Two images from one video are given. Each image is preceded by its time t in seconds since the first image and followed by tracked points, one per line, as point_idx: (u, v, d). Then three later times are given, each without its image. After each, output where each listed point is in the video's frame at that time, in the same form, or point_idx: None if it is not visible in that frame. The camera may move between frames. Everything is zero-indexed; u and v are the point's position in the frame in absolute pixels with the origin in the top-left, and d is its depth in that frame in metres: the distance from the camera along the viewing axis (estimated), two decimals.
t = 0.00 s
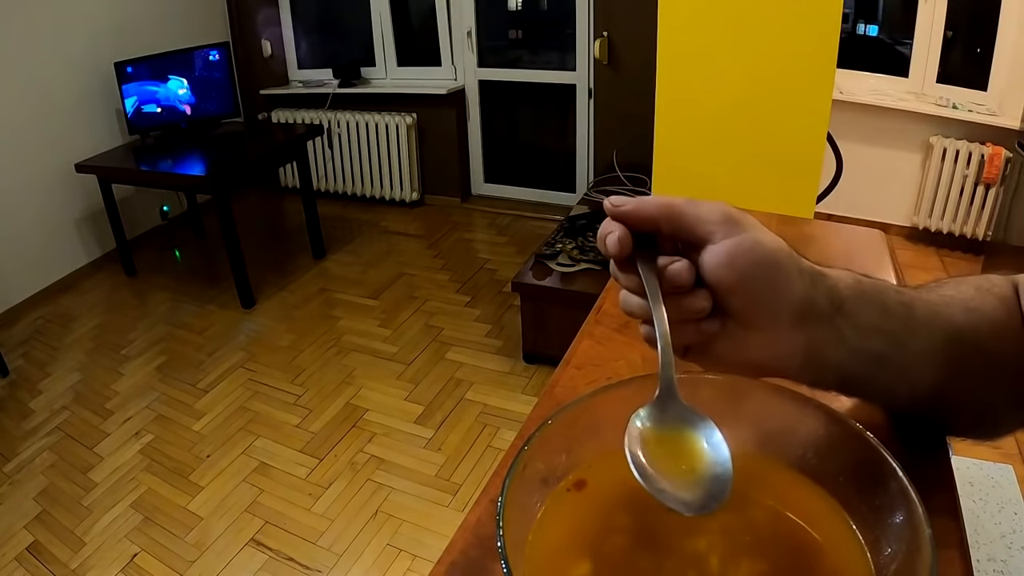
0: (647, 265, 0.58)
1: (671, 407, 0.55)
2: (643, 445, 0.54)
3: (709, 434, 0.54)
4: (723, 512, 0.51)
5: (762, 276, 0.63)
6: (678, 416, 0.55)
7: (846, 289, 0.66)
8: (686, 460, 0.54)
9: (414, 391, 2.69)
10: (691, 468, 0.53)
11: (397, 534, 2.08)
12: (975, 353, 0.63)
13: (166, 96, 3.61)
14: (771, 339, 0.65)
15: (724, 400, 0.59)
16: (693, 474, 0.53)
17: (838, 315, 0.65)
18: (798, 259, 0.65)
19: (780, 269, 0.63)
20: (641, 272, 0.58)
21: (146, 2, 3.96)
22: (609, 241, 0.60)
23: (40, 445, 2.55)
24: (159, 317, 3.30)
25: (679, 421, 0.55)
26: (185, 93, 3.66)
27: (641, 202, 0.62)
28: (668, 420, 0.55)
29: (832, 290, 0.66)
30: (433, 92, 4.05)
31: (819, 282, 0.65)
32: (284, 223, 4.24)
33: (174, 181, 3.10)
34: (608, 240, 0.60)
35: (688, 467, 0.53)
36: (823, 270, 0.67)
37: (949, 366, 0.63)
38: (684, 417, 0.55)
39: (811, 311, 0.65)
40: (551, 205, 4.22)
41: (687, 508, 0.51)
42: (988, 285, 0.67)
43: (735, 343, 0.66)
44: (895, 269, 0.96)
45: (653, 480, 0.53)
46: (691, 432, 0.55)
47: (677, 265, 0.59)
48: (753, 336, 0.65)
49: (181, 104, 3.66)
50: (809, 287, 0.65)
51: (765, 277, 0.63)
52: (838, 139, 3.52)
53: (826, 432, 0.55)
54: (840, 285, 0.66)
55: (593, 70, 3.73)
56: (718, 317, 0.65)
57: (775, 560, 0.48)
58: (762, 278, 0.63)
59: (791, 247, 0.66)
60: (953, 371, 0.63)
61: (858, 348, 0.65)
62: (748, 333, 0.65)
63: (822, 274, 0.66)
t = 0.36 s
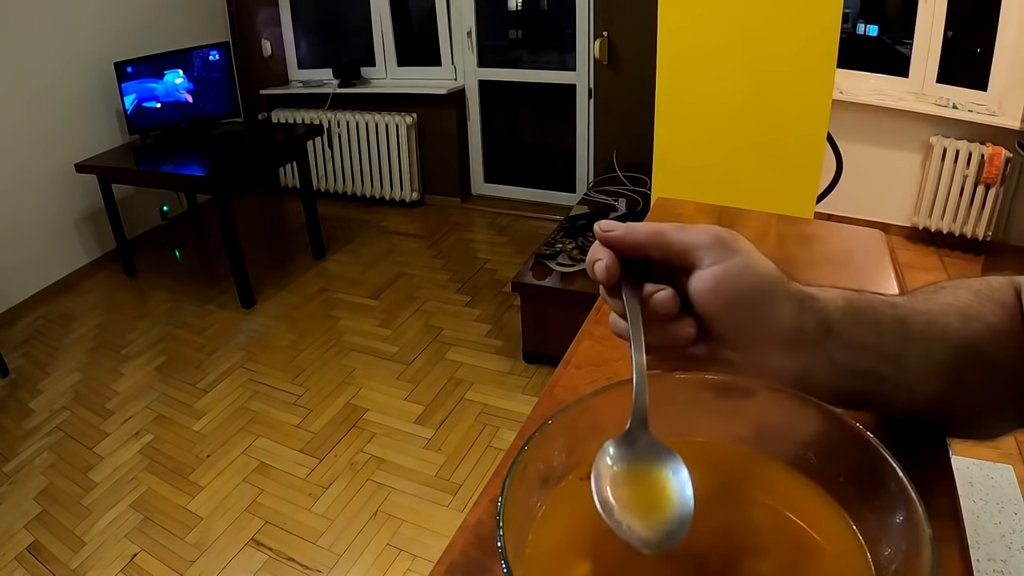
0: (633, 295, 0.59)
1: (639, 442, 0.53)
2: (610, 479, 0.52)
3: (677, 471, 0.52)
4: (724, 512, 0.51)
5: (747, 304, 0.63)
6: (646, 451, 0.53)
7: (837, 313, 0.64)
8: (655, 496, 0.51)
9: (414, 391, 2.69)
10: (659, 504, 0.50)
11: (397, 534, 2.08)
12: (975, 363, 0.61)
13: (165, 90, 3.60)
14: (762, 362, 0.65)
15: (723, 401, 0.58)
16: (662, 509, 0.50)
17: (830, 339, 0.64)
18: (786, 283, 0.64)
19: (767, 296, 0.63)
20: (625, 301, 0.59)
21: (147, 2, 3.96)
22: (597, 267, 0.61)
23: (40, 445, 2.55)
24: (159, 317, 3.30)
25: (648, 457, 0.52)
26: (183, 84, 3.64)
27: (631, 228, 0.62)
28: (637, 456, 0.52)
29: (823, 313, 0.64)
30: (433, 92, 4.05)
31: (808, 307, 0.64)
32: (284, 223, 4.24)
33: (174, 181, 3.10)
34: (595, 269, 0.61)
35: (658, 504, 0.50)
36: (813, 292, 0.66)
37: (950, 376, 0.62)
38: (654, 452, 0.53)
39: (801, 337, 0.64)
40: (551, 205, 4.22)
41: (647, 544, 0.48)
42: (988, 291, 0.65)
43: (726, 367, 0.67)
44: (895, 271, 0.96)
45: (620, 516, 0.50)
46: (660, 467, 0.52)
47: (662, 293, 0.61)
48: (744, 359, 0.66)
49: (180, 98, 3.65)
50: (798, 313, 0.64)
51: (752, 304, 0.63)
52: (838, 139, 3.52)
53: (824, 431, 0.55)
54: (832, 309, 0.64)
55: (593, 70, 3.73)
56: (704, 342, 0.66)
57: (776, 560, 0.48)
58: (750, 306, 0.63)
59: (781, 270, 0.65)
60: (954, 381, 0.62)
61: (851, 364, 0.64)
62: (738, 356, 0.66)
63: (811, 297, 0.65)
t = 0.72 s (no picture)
0: (637, 295, 0.58)
1: (633, 452, 0.52)
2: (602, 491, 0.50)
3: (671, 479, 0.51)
4: (724, 510, 0.51)
5: (752, 308, 0.62)
6: (639, 461, 0.51)
7: (843, 316, 0.64)
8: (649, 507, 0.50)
9: (414, 390, 2.69)
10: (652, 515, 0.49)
11: (397, 534, 2.08)
12: (976, 363, 0.62)
13: (166, 97, 3.62)
14: (765, 364, 0.65)
15: (723, 401, 0.58)
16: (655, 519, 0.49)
17: (835, 344, 0.63)
18: (792, 285, 0.63)
19: (773, 300, 0.62)
20: (630, 303, 0.58)
21: (147, 2, 3.96)
22: (599, 269, 0.60)
23: (40, 445, 2.55)
24: (159, 317, 3.30)
25: (642, 468, 0.51)
26: (185, 89, 3.65)
27: (633, 229, 0.61)
28: (630, 467, 0.51)
29: (829, 317, 0.63)
30: (433, 92, 4.05)
31: (813, 308, 0.63)
32: (284, 223, 4.24)
33: (174, 181, 3.10)
34: (598, 270, 0.60)
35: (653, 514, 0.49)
36: (818, 293, 0.65)
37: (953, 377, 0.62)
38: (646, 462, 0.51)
39: (806, 342, 0.63)
40: (551, 205, 4.22)
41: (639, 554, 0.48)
42: (987, 288, 0.66)
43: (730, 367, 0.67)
44: (895, 271, 0.96)
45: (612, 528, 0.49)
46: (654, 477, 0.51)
47: (665, 295, 0.61)
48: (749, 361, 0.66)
49: (181, 98, 3.65)
50: (803, 316, 0.63)
51: (758, 307, 0.62)
52: (838, 139, 3.52)
53: (823, 429, 0.55)
54: (837, 312, 0.64)
55: (593, 70, 3.73)
56: (709, 344, 0.67)
57: (776, 560, 0.48)
58: (754, 309, 0.62)
59: (786, 271, 0.64)
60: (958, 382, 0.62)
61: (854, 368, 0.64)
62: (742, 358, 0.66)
63: (817, 298, 0.64)
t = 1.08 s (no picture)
0: (635, 306, 0.58)
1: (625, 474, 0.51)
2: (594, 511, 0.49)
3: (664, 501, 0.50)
4: (724, 511, 0.51)
5: (755, 319, 0.61)
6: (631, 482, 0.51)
7: (847, 322, 0.62)
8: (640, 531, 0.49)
9: (414, 390, 2.69)
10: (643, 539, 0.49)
11: (397, 534, 2.08)
12: (977, 363, 0.62)
13: (165, 93, 3.61)
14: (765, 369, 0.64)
15: (723, 401, 0.58)
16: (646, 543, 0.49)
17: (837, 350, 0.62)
18: (793, 293, 0.62)
19: (773, 309, 0.61)
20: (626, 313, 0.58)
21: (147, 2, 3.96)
22: (598, 280, 0.60)
23: (40, 445, 2.55)
24: (159, 317, 3.30)
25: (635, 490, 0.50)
26: (184, 89, 3.65)
27: (635, 241, 0.61)
28: (624, 488, 0.51)
29: (832, 323, 0.62)
30: (433, 92, 4.05)
31: (815, 315, 0.62)
32: (284, 223, 4.24)
33: (174, 181, 3.10)
34: (596, 279, 0.60)
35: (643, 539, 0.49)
36: (819, 300, 0.64)
37: (955, 378, 0.62)
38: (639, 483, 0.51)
39: (808, 348, 0.62)
40: (551, 205, 4.22)
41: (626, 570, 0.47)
42: (984, 286, 0.65)
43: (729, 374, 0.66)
44: (895, 270, 0.96)
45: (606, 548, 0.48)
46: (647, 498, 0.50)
47: (663, 308, 0.61)
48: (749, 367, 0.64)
49: (180, 98, 3.65)
50: (805, 323, 0.62)
51: (759, 317, 0.61)
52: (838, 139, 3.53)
53: (822, 429, 0.55)
54: (840, 318, 0.62)
55: (594, 70, 3.73)
56: (709, 355, 0.66)
57: (776, 561, 0.48)
58: (758, 318, 0.61)
59: (787, 279, 0.63)
60: (960, 382, 0.62)
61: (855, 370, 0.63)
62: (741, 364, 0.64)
63: (819, 305, 0.63)
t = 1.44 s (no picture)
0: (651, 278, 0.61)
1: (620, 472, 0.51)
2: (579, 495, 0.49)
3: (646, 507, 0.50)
4: (725, 511, 0.51)
5: (771, 312, 0.62)
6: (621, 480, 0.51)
7: (866, 324, 0.62)
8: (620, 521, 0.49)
9: (414, 391, 2.69)
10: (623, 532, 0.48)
11: (397, 534, 2.08)
12: (981, 367, 0.62)
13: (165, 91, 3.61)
14: (775, 367, 0.65)
15: (726, 400, 0.58)
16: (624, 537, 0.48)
17: (852, 354, 0.62)
18: (819, 292, 0.62)
19: (796, 307, 0.61)
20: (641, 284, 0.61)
21: (147, 2, 3.96)
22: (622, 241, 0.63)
23: (40, 445, 2.54)
24: (159, 317, 3.30)
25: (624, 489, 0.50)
26: (184, 89, 3.65)
27: (670, 213, 0.62)
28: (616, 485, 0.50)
29: (851, 326, 0.62)
30: (433, 92, 4.05)
31: (839, 319, 0.62)
32: (284, 223, 4.24)
33: (173, 181, 3.10)
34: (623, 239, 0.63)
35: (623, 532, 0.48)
36: (841, 299, 0.64)
37: (959, 382, 0.62)
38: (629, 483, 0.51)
39: (824, 351, 0.63)
40: (551, 205, 4.22)
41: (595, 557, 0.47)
42: (992, 292, 0.66)
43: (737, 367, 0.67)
44: (895, 271, 0.96)
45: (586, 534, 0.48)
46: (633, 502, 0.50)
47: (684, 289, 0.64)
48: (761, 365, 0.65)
49: (181, 98, 3.65)
50: (827, 326, 0.62)
51: (779, 314, 0.62)
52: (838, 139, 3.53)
53: (823, 428, 0.56)
54: (860, 321, 0.62)
55: (593, 70, 3.73)
56: (715, 341, 0.68)
57: (776, 560, 0.48)
58: (773, 312, 0.62)
59: (816, 277, 0.63)
60: (965, 386, 0.62)
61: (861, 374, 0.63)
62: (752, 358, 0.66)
63: (844, 308, 0.62)
